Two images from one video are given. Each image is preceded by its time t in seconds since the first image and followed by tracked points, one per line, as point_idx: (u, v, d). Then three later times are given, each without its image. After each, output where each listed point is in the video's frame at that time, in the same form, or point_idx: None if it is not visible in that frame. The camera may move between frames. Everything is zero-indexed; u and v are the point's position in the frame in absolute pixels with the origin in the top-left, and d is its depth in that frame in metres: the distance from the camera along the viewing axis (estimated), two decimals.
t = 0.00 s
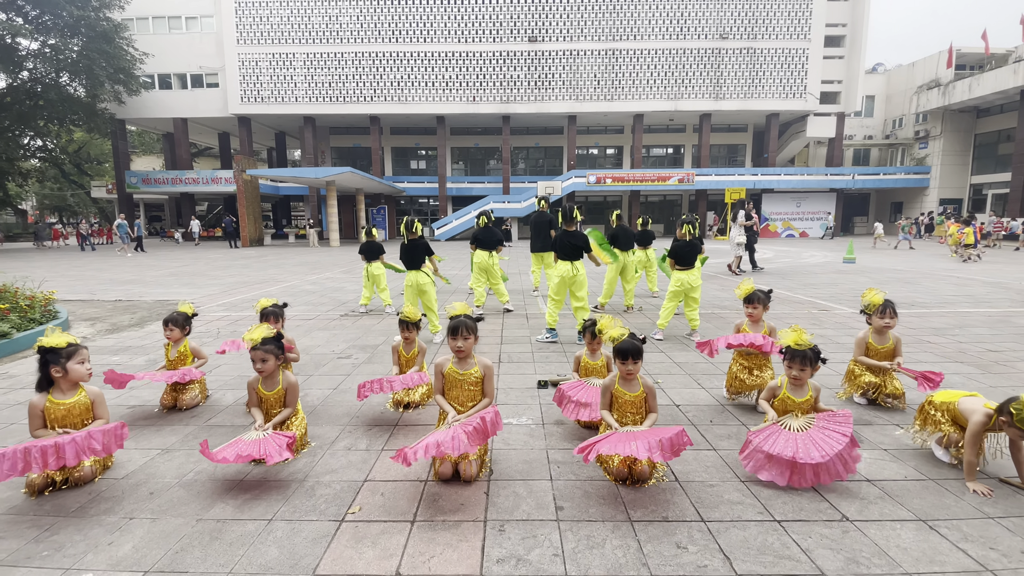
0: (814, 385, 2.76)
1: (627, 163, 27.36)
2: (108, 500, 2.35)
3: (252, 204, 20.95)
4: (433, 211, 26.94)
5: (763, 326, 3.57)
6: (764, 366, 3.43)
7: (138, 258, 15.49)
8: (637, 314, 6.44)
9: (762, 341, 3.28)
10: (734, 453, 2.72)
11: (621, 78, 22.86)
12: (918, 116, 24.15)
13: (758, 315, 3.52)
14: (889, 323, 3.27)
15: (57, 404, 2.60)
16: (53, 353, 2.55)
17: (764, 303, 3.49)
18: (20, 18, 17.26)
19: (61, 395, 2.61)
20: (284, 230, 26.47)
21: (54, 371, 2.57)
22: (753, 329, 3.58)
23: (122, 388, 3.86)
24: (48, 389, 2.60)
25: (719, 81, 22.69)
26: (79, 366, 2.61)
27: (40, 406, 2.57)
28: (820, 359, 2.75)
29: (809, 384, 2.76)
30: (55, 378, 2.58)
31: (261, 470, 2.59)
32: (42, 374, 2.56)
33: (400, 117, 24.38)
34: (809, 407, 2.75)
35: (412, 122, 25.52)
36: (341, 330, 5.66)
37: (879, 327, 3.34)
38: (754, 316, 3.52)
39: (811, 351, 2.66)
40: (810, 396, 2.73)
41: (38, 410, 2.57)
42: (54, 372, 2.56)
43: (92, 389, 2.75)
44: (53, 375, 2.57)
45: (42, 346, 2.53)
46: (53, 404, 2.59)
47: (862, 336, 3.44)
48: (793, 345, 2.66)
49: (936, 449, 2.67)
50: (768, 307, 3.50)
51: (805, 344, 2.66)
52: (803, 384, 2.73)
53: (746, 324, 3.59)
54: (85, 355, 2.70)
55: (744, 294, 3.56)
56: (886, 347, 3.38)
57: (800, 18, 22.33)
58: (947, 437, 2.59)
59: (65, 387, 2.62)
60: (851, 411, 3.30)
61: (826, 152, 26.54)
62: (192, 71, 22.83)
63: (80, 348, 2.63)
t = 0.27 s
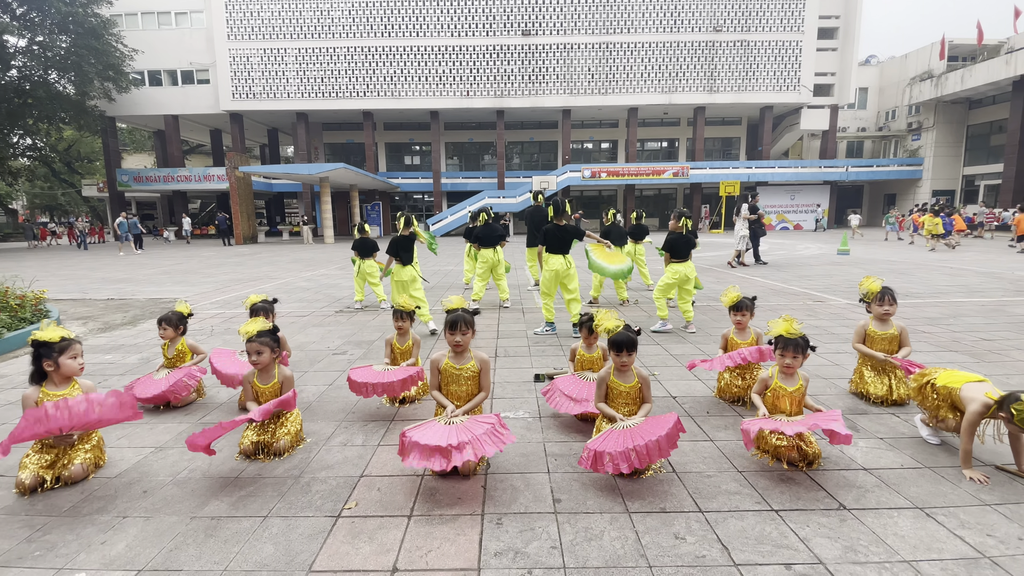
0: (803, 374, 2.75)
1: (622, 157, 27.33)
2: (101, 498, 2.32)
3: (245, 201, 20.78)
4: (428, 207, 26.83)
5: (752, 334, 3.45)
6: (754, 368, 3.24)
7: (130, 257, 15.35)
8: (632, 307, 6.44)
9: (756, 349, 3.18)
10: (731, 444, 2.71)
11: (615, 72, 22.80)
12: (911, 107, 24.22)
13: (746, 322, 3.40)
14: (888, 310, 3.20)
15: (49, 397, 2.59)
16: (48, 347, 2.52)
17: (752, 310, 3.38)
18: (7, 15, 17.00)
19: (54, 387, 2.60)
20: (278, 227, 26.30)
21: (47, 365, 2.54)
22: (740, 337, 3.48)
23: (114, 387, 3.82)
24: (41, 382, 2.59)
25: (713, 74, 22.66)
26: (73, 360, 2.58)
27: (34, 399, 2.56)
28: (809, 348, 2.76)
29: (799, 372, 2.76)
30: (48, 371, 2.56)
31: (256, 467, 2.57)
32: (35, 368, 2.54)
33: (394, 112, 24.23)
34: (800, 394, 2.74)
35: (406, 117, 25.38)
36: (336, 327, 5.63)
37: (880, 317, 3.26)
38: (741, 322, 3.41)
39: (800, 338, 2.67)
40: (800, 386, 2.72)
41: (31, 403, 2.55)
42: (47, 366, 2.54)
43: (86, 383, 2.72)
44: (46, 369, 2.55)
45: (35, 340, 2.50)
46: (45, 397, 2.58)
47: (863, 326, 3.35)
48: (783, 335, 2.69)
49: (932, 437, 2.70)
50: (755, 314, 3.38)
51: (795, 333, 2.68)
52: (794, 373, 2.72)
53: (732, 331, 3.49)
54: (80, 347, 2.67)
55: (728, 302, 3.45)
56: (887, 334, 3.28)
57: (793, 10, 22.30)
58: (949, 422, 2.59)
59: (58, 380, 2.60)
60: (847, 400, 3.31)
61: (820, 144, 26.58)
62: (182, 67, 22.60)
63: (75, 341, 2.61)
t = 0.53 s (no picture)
0: (792, 364, 2.79)
1: (616, 152, 27.34)
2: (98, 499, 2.31)
3: (238, 200, 20.68)
4: (422, 203, 26.75)
5: (739, 322, 3.47)
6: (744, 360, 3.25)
7: (123, 257, 15.23)
8: (627, 301, 6.46)
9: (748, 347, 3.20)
10: (727, 435, 2.73)
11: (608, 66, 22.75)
12: (903, 100, 24.31)
13: (734, 311, 3.41)
14: (895, 298, 3.18)
15: (40, 399, 2.58)
16: (40, 350, 2.51)
17: (738, 299, 3.37)
18: None
19: (46, 389, 2.60)
20: (272, 225, 26.16)
21: (39, 368, 2.53)
22: (728, 326, 3.49)
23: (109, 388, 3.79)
24: (33, 383, 2.58)
25: (707, 68, 22.66)
26: (65, 363, 2.57)
27: (25, 400, 2.56)
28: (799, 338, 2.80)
29: (789, 362, 2.80)
30: (39, 374, 2.55)
31: (253, 465, 2.56)
32: (26, 370, 2.53)
33: (387, 109, 24.11)
34: (791, 383, 2.77)
35: (399, 114, 25.27)
36: (332, 324, 5.62)
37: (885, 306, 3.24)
38: (728, 311, 3.42)
39: (791, 327, 2.70)
40: (789, 375, 2.76)
41: (22, 405, 2.55)
42: (38, 368, 2.52)
43: (78, 384, 2.71)
44: (37, 371, 2.54)
45: (25, 344, 2.48)
46: (36, 398, 2.58)
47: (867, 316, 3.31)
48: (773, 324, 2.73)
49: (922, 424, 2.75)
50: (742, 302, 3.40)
51: (786, 322, 2.71)
52: (783, 363, 2.76)
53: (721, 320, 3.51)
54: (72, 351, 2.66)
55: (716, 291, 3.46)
56: (892, 325, 3.25)
57: (786, 3, 22.31)
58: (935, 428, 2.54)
59: (50, 382, 2.59)
60: (842, 391, 3.33)
61: (813, 137, 26.65)
62: (172, 65, 22.39)
63: (67, 345, 2.60)
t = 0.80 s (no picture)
0: (784, 354, 2.80)
1: (610, 147, 27.35)
2: (96, 498, 2.31)
3: (231, 198, 20.56)
4: (417, 200, 26.66)
5: (731, 313, 3.49)
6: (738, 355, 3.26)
7: (115, 257, 15.12)
8: (622, 294, 6.49)
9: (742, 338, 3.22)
10: (723, 426, 2.75)
11: (601, 61, 22.72)
12: (894, 92, 24.43)
13: (727, 302, 3.43)
14: (899, 302, 3.08)
15: (33, 399, 2.56)
16: (33, 350, 2.49)
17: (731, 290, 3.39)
18: None
19: (39, 389, 2.58)
20: (265, 224, 26.04)
21: (31, 368, 2.51)
22: (721, 317, 3.50)
23: (104, 388, 3.77)
24: (24, 384, 2.56)
25: (699, 62, 22.67)
26: (57, 364, 2.55)
27: (17, 401, 2.54)
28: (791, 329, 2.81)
29: (780, 352, 2.81)
30: (31, 374, 2.53)
31: (252, 463, 2.56)
32: (18, 371, 2.51)
33: (380, 106, 23.99)
34: (783, 373, 2.78)
35: (392, 110, 25.16)
36: (328, 322, 5.61)
37: (883, 309, 3.15)
38: (722, 302, 3.43)
39: (783, 317, 2.72)
40: (781, 365, 2.77)
41: (14, 405, 2.53)
42: (30, 369, 2.50)
43: (71, 384, 2.70)
44: (30, 372, 2.52)
45: (16, 344, 2.45)
46: (28, 399, 2.55)
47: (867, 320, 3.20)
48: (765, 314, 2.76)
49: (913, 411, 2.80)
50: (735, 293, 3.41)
51: (779, 313, 2.73)
52: (775, 353, 2.77)
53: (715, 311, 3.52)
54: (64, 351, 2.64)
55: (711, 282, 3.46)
56: (891, 327, 3.21)
57: None
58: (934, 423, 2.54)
59: (43, 382, 2.58)
60: (835, 380, 3.36)
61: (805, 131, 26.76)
62: (162, 63, 22.19)
63: (60, 345, 2.58)
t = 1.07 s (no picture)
0: (780, 348, 2.84)
1: (605, 145, 27.40)
2: (99, 498, 2.32)
3: (225, 198, 20.46)
4: (412, 199, 26.62)
5: (735, 309, 3.52)
6: (736, 347, 3.37)
7: (109, 258, 15.03)
8: (619, 291, 6.53)
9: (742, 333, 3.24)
10: (721, 420, 2.79)
11: (596, 59, 22.74)
12: (886, 89, 24.59)
13: (730, 298, 3.46)
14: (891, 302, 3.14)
15: (33, 402, 2.57)
16: (31, 352, 2.48)
17: (734, 287, 3.43)
18: None
19: (40, 391, 2.58)
20: (260, 224, 25.95)
21: (30, 371, 2.51)
22: (726, 312, 3.54)
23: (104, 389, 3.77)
24: (26, 386, 2.57)
25: (693, 60, 22.73)
26: (56, 366, 2.55)
27: (18, 403, 2.55)
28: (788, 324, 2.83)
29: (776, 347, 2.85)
30: (31, 376, 2.53)
31: (255, 461, 2.57)
32: (18, 373, 2.51)
33: (374, 104, 23.92)
34: (779, 368, 2.82)
35: (386, 109, 25.11)
36: (326, 321, 5.61)
37: (873, 307, 3.22)
38: (725, 299, 3.47)
39: (778, 312, 2.75)
40: (777, 359, 2.80)
41: (15, 407, 2.54)
42: (29, 371, 2.50)
43: (72, 386, 2.69)
44: (29, 374, 2.52)
45: (15, 347, 2.45)
46: (29, 401, 2.56)
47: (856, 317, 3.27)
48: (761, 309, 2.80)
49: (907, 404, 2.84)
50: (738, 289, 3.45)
51: (773, 308, 2.76)
52: (771, 348, 2.81)
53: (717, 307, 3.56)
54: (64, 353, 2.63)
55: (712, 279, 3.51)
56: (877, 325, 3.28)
57: None
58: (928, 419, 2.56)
59: (43, 385, 2.58)
60: (831, 374, 3.41)
61: (799, 128, 26.89)
62: (155, 62, 22.06)
63: (59, 347, 2.57)
